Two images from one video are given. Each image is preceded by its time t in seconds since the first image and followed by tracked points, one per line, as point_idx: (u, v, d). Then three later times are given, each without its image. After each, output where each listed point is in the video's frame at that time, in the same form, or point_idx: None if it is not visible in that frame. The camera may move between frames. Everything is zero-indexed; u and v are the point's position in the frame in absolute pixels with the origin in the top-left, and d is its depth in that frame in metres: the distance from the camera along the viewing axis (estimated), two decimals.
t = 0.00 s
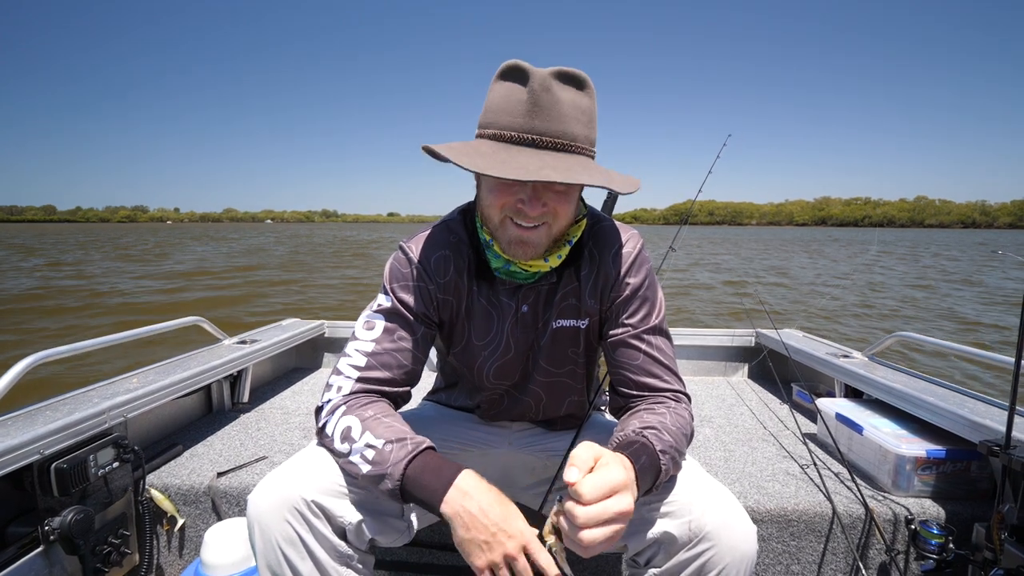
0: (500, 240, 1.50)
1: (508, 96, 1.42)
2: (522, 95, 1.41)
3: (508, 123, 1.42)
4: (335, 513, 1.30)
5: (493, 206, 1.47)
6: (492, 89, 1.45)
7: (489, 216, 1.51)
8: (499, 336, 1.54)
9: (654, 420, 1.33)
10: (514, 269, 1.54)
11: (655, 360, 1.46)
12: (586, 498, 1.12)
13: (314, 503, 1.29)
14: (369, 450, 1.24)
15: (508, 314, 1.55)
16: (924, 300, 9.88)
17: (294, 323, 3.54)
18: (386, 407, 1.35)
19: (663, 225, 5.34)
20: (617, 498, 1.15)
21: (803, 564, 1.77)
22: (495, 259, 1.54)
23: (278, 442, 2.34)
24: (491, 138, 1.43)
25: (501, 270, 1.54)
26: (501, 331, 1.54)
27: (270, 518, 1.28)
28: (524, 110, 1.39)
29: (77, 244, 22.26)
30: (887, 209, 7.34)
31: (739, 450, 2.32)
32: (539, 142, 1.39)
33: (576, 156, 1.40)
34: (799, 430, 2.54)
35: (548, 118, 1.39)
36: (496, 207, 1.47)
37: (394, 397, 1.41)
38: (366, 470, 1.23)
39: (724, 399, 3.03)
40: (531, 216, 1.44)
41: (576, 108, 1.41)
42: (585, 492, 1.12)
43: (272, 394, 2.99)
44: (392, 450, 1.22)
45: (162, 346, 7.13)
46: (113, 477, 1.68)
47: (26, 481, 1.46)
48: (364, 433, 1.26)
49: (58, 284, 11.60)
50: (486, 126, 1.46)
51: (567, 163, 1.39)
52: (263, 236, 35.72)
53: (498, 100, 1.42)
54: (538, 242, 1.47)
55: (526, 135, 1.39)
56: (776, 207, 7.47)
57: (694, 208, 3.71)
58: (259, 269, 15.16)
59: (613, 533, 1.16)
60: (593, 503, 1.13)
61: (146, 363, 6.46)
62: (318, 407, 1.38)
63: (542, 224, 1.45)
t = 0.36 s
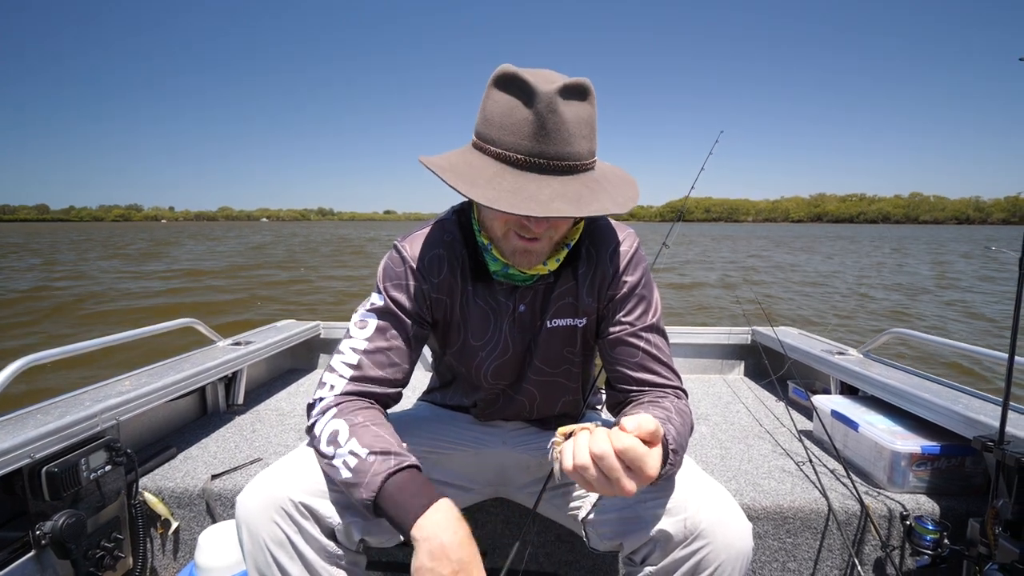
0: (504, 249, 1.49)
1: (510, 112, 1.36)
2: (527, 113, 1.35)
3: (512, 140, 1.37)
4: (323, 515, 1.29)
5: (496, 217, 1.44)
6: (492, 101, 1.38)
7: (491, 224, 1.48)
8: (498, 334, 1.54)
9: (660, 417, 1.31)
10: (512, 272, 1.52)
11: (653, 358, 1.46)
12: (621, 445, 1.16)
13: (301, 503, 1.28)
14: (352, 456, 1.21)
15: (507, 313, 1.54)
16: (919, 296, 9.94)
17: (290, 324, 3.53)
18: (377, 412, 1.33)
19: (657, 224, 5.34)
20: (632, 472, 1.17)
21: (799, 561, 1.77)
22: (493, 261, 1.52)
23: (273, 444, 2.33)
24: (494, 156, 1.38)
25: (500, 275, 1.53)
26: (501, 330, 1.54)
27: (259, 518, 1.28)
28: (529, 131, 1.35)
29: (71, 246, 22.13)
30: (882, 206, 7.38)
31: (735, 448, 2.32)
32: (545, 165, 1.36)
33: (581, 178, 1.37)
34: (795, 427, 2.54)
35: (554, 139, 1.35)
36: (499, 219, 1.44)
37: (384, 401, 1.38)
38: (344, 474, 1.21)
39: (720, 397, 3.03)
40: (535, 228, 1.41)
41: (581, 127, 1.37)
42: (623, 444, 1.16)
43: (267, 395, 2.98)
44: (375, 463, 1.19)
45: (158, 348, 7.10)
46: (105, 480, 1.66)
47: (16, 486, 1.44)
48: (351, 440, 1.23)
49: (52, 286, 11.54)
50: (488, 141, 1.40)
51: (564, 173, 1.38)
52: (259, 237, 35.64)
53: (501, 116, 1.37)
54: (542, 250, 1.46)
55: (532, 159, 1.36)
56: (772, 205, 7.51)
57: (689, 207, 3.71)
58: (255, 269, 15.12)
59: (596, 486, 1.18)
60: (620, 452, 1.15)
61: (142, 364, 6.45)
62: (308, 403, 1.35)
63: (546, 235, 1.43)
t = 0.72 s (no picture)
0: (499, 215, 1.51)
1: (498, 74, 1.48)
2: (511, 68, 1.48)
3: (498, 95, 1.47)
4: (316, 509, 1.28)
5: (491, 180, 1.49)
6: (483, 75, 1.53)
7: (486, 193, 1.53)
8: (499, 325, 1.56)
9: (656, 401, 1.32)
10: (513, 251, 1.54)
11: (654, 350, 1.46)
12: (595, 403, 1.09)
13: (295, 498, 1.28)
14: (358, 497, 1.20)
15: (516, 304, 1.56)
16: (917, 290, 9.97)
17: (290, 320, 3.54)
18: (396, 439, 1.32)
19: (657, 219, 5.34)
20: (611, 433, 1.10)
21: (799, 554, 1.77)
22: (494, 241, 1.54)
23: (273, 439, 2.33)
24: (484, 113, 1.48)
25: (501, 254, 1.54)
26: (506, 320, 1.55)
27: (255, 510, 1.29)
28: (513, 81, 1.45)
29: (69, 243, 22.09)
30: (881, 200, 7.40)
31: (735, 442, 2.33)
32: (530, 104, 1.44)
33: (566, 118, 1.43)
34: (794, 421, 2.55)
35: (537, 85, 1.45)
36: (494, 180, 1.49)
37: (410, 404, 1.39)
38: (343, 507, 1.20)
39: (720, 391, 3.04)
40: (529, 182, 1.47)
41: (563, 78, 1.47)
42: (597, 402, 1.09)
43: (267, 391, 2.98)
44: (378, 519, 1.18)
45: (158, 344, 7.11)
46: (107, 476, 1.66)
47: (17, 482, 1.45)
48: (369, 479, 1.22)
49: (51, 283, 11.52)
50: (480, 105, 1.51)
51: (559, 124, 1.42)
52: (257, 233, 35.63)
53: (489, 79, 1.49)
54: (538, 210, 1.49)
55: (516, 101, 1.44)
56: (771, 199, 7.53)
57: (689, 202, 3.72)
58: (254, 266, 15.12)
59: (576, 448, 1.12)
60: (594, 410, 1.09)
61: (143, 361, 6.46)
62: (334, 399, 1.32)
63: (540, 191, 1.48)
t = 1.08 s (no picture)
0: (490, 214, 1.52)
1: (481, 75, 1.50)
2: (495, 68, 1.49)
3: (485, 95, 1.48)
4: (317, 507, 1.29)
5: (482, 179, 1.51)
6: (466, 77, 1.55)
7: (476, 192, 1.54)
8: (497, 324, 1.56)
9: (646, 391, 1.33)
10: (508, 248, 1.53)
11: (647, 340, 1.46)
12: (574, 398, 1.10)
13: (297, 497, 1.29)
14: (364, 521, 1.19)
15: (513, 302, 1.55)
16: (917, 290, 9.99)
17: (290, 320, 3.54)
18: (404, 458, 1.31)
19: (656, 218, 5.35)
20: (595, 424, 1.12)
21: (799, 553, 1.77)
22: (488, 240, 1.55)
23: (273, 439, 2.33)
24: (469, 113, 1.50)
25: (495, 252, 1.54)
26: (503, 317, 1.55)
27: (255, 510, 1.29)
28: (497, 81, 1.46)
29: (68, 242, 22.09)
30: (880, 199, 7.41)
31: (734, 441, 2.33)
32: (514, 105, 1.45)
33: (551, 115, 1.44)
34: (794, 420, 2.55)
35: (520, 85, 1.45)
36: (484, 179, 1.51)
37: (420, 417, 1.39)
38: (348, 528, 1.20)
39: (719, 390, 3.04)
40: (517, 181, 1.48)
41: (548, 75, 1.48)
42: (577, 396, 1.10)
43: (267, 390, 2.99)
44: (382, 548, 1.18)
45: (158, 344, 7.11)
46: (107, 475, 1.67)
47: (18, 481, 1.45)
48: (377, 503, 1.21)
49: (51, 284, 11.52)
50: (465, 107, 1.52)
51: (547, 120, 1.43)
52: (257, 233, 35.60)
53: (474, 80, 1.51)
54: (528, 208, 1.49)
55: (500, 101, 1.45)
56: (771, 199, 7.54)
57: (688, 202, 3.73)
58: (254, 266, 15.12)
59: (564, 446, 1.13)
60: (575, 405, 1.09)
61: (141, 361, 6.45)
62: (348, 414, 1.32)
63: (529, 189, 1.48)
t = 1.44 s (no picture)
0: (531, 192, 1.58)
1: (492, 64, 1.48)
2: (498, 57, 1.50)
3: (505, 84, 1.47)
4: (314, 509, 1.28)
5: (525, 160, 1.53)
6: (467, 70, 1.48)
7: (513, 177, 1.55)
8: (488, 304, 1.60)
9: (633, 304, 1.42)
10: (510, 228, 1.61)
11: (628, 269, 1.55)
12: (552, 300, 1.07)
13: (294, 499, 1.28)
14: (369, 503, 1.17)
15: (503, 283, 1.61)
16: (916, 291, 9.99)
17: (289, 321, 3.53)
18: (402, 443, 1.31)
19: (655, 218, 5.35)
20: (582, 316, 1.08)
21: (798, 555, 1.76)
22: (489, 227, 1.61)
23: (271, 441, 2.32)
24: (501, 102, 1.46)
25: (503, 232, 1.61)
26: (493, 298, 1.60)
27: (252, 512, 1.29)
28: (516, 66, 1.49)
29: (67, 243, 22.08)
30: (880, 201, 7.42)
31: (734, 443, 2.32)
32: (534, 86, 1.50)
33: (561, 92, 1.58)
34: (793, 422, 2.55)
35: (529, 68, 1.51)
36: (527, 160, 1.53)
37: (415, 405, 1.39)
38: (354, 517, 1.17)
39: (719, 392, 3.04)
40: (552, 153, 1.57)
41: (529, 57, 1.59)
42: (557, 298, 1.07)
43: (266, 392, 2.98)
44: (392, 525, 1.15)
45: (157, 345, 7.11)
46: (103, 478, 1.66)
47: (12, 484, 1.45)
48: (381, 487, 1.19)
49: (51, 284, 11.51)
50: (486, 100, 1.46)
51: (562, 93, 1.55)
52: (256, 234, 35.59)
53: (484, 70, 1.47)
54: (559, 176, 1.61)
55: (525, 85, 1.48)
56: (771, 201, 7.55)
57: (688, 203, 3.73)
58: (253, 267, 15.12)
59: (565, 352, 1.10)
60: (556, 306, 1.07)
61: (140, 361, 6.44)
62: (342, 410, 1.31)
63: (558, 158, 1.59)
